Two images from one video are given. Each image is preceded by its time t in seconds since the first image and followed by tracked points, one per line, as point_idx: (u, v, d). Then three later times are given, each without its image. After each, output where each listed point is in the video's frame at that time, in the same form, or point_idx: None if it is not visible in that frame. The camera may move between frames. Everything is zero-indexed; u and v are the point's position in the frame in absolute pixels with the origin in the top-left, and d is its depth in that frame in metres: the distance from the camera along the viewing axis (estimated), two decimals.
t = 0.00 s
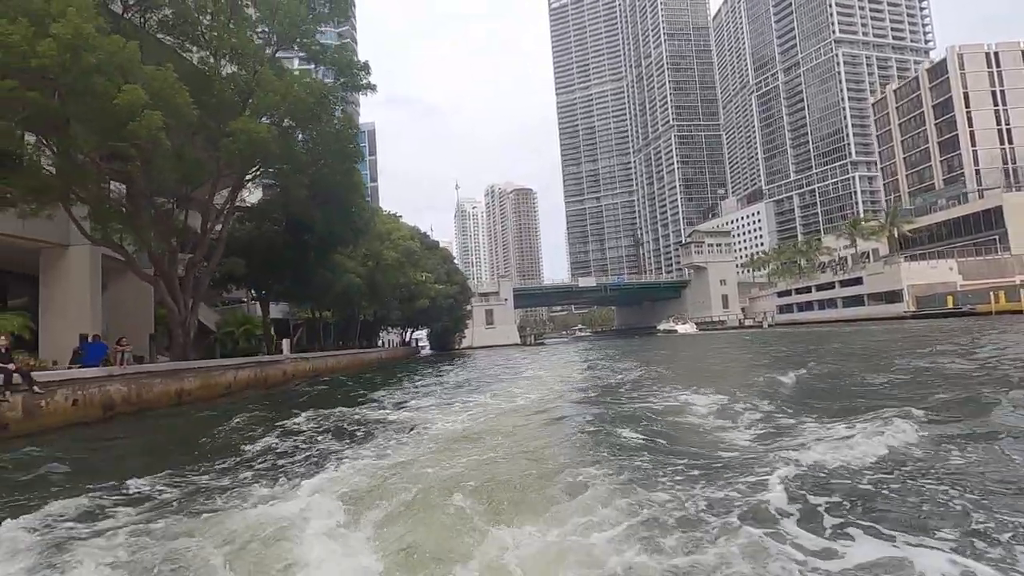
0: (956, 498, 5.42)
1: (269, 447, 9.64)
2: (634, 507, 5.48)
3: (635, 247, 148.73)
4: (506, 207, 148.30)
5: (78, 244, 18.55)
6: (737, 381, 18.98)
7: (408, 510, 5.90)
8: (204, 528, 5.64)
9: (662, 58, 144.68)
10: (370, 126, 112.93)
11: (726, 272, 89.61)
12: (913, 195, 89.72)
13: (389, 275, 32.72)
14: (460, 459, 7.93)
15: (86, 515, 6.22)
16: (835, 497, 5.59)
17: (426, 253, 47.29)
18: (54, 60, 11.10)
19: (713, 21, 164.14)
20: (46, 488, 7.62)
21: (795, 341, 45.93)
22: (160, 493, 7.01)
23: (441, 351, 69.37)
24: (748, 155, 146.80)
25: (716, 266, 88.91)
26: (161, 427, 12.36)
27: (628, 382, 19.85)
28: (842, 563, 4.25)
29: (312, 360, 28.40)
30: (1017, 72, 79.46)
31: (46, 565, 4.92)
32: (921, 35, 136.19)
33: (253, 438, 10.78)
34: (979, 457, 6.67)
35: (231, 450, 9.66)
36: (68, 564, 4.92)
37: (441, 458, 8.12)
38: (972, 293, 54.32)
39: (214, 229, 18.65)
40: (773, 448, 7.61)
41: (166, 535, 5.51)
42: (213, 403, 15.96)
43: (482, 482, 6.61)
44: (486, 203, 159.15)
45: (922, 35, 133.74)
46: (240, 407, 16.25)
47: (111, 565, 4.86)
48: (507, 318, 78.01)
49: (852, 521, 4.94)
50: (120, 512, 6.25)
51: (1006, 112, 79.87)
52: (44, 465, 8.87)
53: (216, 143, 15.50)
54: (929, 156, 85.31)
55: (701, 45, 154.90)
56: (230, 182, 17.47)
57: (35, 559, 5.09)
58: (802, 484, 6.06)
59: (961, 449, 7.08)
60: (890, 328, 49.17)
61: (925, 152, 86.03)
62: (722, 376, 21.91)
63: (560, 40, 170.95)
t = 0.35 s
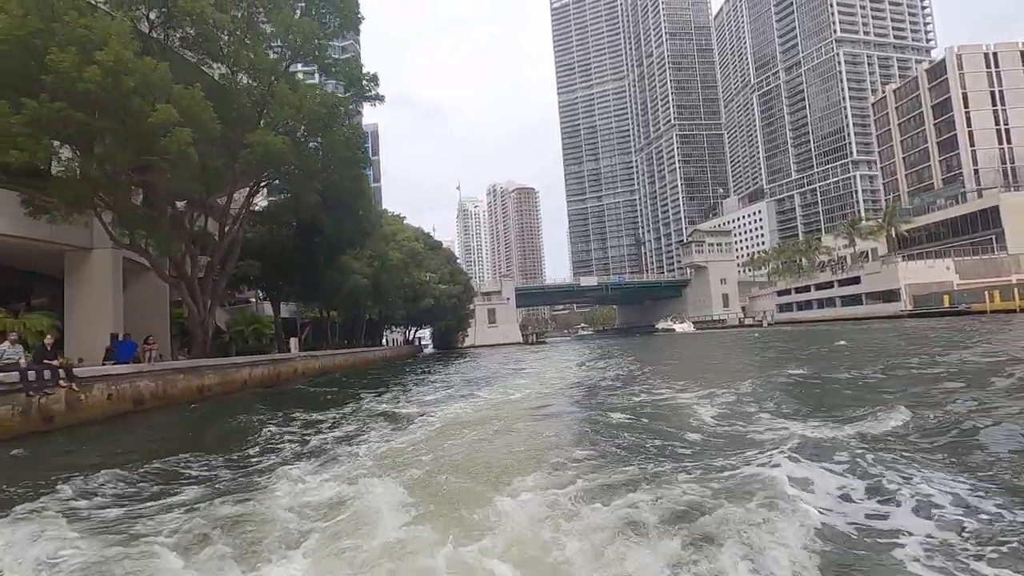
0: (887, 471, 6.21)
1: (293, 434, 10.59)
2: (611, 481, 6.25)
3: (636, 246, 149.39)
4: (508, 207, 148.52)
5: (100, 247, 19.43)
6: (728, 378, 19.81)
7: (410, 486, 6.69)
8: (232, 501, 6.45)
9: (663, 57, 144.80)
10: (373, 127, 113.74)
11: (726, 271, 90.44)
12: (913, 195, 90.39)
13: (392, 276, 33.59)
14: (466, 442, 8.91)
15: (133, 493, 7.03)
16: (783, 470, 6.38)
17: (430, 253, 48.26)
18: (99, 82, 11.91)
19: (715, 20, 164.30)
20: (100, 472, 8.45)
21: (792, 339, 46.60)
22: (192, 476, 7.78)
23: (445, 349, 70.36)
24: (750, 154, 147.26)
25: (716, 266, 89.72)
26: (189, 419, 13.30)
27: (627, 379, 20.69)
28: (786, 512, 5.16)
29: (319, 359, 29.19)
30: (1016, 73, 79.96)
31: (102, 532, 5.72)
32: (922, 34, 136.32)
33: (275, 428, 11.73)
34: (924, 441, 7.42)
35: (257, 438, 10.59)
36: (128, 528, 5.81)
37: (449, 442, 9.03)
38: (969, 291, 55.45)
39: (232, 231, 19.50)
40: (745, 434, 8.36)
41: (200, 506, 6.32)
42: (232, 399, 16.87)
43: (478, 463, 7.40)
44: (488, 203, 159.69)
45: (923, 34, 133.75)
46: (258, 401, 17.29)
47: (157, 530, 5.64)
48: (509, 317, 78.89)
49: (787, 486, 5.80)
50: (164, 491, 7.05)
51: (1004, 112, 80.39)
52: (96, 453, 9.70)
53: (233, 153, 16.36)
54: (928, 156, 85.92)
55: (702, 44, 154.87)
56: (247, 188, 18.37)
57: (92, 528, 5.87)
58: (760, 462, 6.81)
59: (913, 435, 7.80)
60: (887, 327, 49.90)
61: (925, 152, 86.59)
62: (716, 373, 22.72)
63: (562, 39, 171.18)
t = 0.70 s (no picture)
0: (851, 448, 6.91)
1: (313, 423, 11.48)
2: (605, 462, 6.89)
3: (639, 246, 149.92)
4: (511, 207, 149.07)
5: (123, 249, 20.37)
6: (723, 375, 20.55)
7: (424, 465, 7.39)
8: (265, 479, 7.09)
9: (666, 57, 145.12)
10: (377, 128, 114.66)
11: (727, 271, 91.08)
12: (913, 196, 90.87)
13: (398, 276, 34.43)
14: (472, 428, 9.74)
15: (176, 473, 7.81)
16: (762, 450, 7.02)
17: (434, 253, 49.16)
18: (138, 101, 12.82)
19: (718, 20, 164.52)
20: (139, 457, 9.24)
21: (790, 340, 47.16)
22: (225, 458, 8.55)
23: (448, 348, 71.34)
24: (753, 153, 147.58)
25: (717, 266, 90.41)
26: (212, 412, 14.18)
27: (626, 375, 21.45)
28: (751, 477, 6.01)
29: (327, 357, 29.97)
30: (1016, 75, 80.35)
31: (157, 500, 6.48)
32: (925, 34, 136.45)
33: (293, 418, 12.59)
34: (894, 424, 8.05)
35: (279, 426, 11.48)
36: (182, 493, 6.68)
37: (456, 429, 9.85)
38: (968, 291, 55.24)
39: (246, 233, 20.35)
40: (728, 421, 9.05)
41: (238, 483, 6.97)
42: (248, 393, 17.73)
43: (484, 446, 8.13)
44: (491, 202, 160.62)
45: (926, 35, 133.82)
46: (272, 395, 18.27)
47: (204, 498, 6.32)
48: (512, 316, 79.72)
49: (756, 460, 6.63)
50: (201, 471, 7.79)
51: (1005, 113, 80.77)
52: (133, 440, 10.56)
53: (250, 161, 17.26)
54: (929, 157, 86.40)
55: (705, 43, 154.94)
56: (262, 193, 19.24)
57: (152, 495, 6.77)
58: (742, 446, 7.47)
59: (884, 419, 8.47)
60: (885, 326, 50.48)
61: (926, 153, 87.03)
62: (711, 371, 23.47)
63: (565, 39, 171.63)
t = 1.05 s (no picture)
0: (820, 434, 7.71)
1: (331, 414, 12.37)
2: (598, 443, 7.71)
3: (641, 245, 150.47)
4: (514, 207, 149.61)
5: (143, 249, 21.26)
6: (719, 372, 21.28)
7: (437, 449, 8.19)
8: (296, 458, 7.93)
9: (670, 56, 145.36)
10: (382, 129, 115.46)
11: (729, 270, 91.71)
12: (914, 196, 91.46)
13: (404, 275, 35.33)
14: (479, 418, 10.56)
15: (215, 454, 8.69)
16: (742, 434, 7.85)
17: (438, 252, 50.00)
18: (169, 116, 13.73)
19: (721, 20, 164.59)
20: (179, 443, 10.17)
21: (789, 339, 47.82)
22: (257, 442, 9.42)
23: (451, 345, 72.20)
24: (755, 153, 147.95)
25: (717, 266, 91.09)
26: (233, 404, 15.08)
27: (625, 371, 22.23)
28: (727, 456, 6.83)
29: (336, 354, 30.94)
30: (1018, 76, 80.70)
31: (205, 475, 7.33)
32: (928, 34, 136.57)
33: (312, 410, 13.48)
34: (864, 415, 8.83)
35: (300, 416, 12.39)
36: (224, 469, 7.52)
37: (465, 418, 10.66)
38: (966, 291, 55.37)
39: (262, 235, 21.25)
40: (714, 412, 9.86)
41: (273, 460, 7.83)
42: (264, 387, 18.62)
43: (491, 433, 8.93)
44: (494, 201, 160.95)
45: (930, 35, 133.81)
46: (287, 390, 19.17)
47: (244, 474, 7.13)
48: (515, 315, 80.57)
49: (735, 442, 7.44)
50: (238, 453, 8.67)
51: (1006, 114, 81.09)
52: (168, 429, 11.48)
53: (267, 167, 18.12)
54: (929, 158, 87.00)
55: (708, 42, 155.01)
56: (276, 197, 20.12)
57: (200, 470, 7.64)
58: (723, 432, 8.28)
59: (857, 411, 9.23)
60: (883, 326, 51.13)
61: (926, 154, 87.52)
62: (709, 368, 24.19)
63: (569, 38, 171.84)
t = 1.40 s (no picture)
0: (789, 424, 8.61)
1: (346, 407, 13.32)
2: (592, 430, 8.65)
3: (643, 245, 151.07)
4: (516, 207, 150.55)
5: (161, 253, 22.21)
6: (713, 370, 22.12)
7: (446, 436, 9.10)
8: (322, 443, 8.85)
9: (671, 57, 145.98)
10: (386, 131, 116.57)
11: (729, 271, 92.37)
12: (913, 197, 92.08)
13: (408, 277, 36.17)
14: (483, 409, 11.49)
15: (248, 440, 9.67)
16: (719, 422, 8.78)
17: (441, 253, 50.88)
18: (195, 131, 14.74)
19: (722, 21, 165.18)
20: (212, 432, 11.18)
21: (787, 339, 48.52)
22: (284, 430, 10.38)
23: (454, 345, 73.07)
24: (756, 153, 148.48)
25: (718, 267, 91.73)
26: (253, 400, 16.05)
27: (623, 369, 23.06)
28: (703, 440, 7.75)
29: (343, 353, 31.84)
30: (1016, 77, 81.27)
31: (245, 455, 8.30)
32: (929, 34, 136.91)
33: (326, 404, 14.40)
34: (835, 407, 9.70)
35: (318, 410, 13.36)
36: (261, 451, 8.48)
37: (471, 410, 11.54)
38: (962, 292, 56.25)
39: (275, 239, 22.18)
40: (700, 404, 10.74)
41: (302, 445, 8.78)
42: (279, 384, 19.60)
43: (496, 423, 9.82)
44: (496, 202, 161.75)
45: (931, 36, 134.25)
46: (300, 387, 20.12)
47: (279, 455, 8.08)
48: (517, 315, 81.43)
49: (712, 429, 8.36)
50: (269, 439, 9.63)
51: (1004, 116, 81.62)
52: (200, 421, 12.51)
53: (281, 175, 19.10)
54: (929, 159, 87.64)
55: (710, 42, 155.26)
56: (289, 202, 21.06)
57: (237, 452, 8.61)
58: (705, 421, 9.21)
59: (829, 403, 10.10)
60: (881, 326, 51.86)
61: (926, 155, 88.07)
62: (704, 367, 25.00)
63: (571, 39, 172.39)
